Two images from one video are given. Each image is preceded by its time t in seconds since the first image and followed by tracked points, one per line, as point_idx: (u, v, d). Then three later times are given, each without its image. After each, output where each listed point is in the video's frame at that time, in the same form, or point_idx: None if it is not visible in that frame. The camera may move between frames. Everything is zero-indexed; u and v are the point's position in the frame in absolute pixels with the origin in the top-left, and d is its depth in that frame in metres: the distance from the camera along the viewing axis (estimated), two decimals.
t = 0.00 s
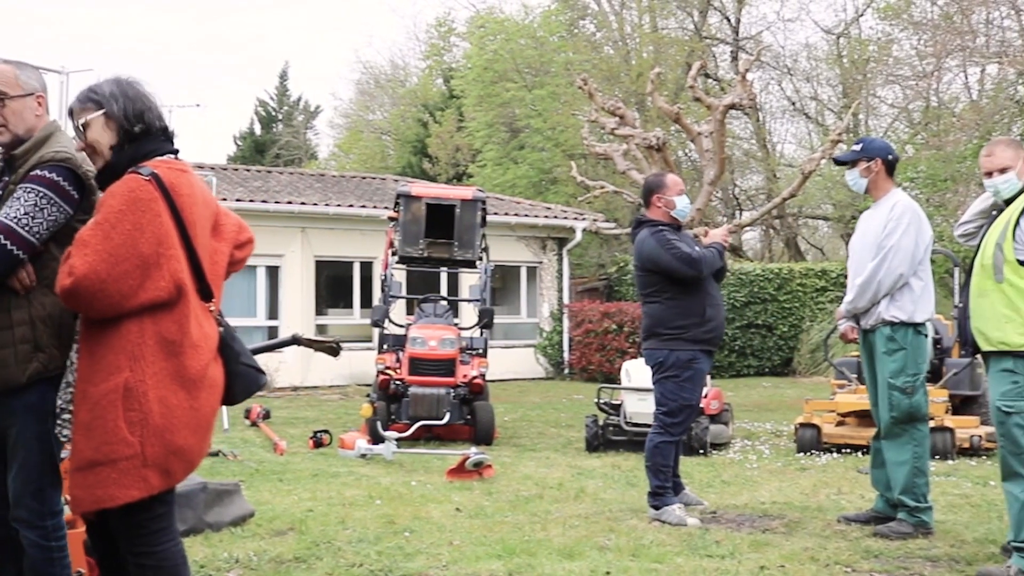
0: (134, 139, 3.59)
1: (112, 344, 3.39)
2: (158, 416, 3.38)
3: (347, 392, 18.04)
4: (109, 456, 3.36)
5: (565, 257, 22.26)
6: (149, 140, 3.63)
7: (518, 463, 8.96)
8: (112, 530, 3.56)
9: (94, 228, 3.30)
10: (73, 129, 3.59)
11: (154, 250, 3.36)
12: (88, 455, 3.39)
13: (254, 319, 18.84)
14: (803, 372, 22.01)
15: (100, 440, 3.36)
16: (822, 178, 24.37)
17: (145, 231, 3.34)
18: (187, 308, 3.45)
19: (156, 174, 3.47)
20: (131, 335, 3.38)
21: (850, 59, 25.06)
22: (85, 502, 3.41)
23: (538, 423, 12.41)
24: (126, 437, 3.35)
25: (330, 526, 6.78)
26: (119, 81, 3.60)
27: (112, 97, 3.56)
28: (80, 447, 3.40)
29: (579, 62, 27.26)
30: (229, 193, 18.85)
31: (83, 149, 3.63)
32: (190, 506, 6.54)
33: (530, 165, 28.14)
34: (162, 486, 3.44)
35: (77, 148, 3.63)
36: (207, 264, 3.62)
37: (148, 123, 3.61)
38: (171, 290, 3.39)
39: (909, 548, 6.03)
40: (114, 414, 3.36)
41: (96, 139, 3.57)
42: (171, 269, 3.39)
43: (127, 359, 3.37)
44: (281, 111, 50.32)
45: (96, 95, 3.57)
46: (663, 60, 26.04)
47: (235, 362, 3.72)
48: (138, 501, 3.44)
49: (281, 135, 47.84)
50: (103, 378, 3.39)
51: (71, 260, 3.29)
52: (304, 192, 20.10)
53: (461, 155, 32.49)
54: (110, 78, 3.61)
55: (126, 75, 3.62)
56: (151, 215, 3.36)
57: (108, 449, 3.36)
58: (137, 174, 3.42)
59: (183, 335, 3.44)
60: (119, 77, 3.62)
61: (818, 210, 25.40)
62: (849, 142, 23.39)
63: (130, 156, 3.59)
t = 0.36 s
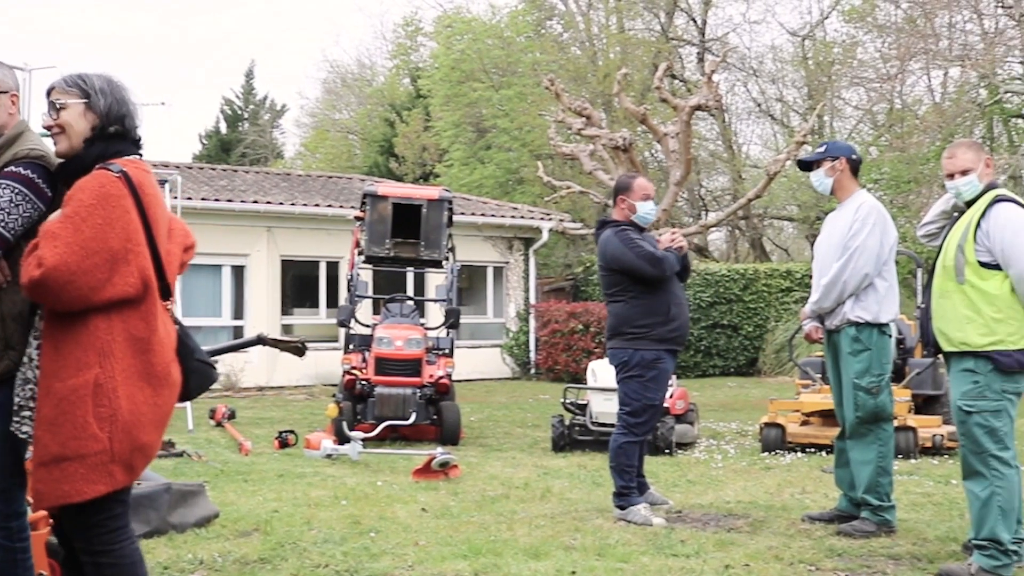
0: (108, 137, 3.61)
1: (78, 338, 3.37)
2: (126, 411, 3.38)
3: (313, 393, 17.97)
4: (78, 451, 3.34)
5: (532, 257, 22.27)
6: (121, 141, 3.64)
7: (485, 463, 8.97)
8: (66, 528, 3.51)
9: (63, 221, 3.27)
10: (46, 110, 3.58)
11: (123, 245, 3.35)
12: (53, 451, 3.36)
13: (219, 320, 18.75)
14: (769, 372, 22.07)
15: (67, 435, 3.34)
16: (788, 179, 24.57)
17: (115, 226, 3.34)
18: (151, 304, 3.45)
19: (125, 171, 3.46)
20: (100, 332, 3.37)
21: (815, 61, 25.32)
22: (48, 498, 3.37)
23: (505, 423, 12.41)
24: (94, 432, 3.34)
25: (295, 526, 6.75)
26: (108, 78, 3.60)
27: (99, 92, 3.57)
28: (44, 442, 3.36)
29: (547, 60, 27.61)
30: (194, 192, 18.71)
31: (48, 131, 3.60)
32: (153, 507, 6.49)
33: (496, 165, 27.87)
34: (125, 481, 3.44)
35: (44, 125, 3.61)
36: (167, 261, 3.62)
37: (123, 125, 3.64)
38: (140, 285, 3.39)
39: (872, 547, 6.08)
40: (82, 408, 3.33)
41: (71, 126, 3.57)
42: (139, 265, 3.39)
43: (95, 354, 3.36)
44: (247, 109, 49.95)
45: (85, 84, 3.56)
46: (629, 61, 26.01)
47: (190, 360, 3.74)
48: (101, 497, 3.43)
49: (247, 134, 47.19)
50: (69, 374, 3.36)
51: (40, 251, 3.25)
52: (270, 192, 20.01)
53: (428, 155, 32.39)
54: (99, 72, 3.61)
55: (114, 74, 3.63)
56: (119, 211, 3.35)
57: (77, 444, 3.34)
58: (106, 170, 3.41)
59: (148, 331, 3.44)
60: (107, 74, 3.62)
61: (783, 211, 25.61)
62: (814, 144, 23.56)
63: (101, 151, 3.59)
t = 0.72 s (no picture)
0: (67, 138, 3.57)
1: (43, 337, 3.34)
2: (93, 410, 3.37)
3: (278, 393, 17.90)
4: (45, 450, 3.32)
5: (499, 257, 22.26)
6: (81, 145, 3.61)
7: (452, 462, 8.96)
8: (21, 528, 3.47)
9: (29, 220, 3.24)
10: (6, 103, 3.52)
11: (90, 244, 3.33)
12: (19, 449, 3.33)
13: (184, 319, 18.63)
14: (734, 372, 22.26)
15: (35, 434, 3.31)
16: (754, 180, 24.70)
17: (82, 225, 3.31)
18: (116, 302, 3.45)
19: (89, 172, 3.44)
20: (67, 331, 3.35)
21: (781, 63, 25.50)
22: (14, 497, 3.35)
23: (472, 423, 12.41)
24: (63, 431, 3.33)
25: (261, 527, 6.73)
26: (73, 80, 3.57)
27: (62, 93, 3.53)
28: (9, 441, 3.33)
29: (514, 60, 27.58)
30: (159, 191, 18.58)
31: (8, 126, 3.54)
32: (118, 508, 6.43)
33: (463, 165, 27.85)
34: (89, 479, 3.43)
35: (3, 121, 3.55)
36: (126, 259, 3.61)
37: (83, 128, 3.61)
38: (105, 284, 3.37)
39: (836, 545, 6.13)
40: (51, 407, 3.32)
41: (30, 123, 3.52)
42: (104, 263, 3.37)
43: (63, 354, 3.34)
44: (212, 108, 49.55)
45: (48, 83, 3.52)
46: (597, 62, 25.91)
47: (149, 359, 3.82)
48: (65, 495, 3.41)
49: (213, 132, 46.83)
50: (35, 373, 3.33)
51: (7, 249, 3.21)
52: (236, 191, 19.91)
53: (395, 155, 32.27)
54: (64, 73, 3.57)
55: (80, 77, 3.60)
56: (84, 210, 3.33)
57: (45, 443, 3.32)
58: (71, 170, 3.39)
59: (114, 330, 3.44)
60: (73, 76, 3.59)
61: (749, 212, 25.78)
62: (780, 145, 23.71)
63: (61, 152, 3.55)
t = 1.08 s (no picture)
0: (27, 139, 3.54)
1: (7, 338, 3.31)
2: (59, 409, 3.36)
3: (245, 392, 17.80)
4: (12, 451, 3.31)
5: (466, 257, 22.25)
6: (42, 146, 3.57)
7: (418, 462, 8.95)
8: None
9: None
10: None
11: (53, 244, 3.30)
12: None
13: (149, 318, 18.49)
14: (701, 371, 22.32)
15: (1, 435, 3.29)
16: (720, 180, 24.81)
17: (45, 225, 3.28)
18: (81, 303, 3.43)
19: (51, 173, 3.41)
20: (33, 332, 3.32)
21: (748, 64, 25.65)
22: None
23: (439, 423, 12.40)
24: (30, 431, 3.31)
25: (226, 527, 6.70)
26: (34, 81, 3.54)
27: (22, 94, 3.50)
28: None
29: (482, 60, 27.45)
30: (124, 189, 18.42)
31: None
32: (81, 509, 6.39)
33: (431, 164, 27.76)
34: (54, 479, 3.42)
35: None
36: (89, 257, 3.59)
37: (44, 129, 3.57)
38: (69, 284, 3.35)
39: (801, 543, 6.17)
40: (17, 408, 3.29)
41: None
42: (67, 263, 3.35)
43: (28, 355, 3.32)
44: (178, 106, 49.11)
45: (9, 84, 3.49)
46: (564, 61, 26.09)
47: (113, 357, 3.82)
48: (30, 496, 3.40)
49: (179, 130, 46.41)
50: None
51: None
52: (202, 189, 19.78)
53: (363, 154, 32.12)
54: (25, 74, 3.54)
55: (41, 78, 3.57)
56: (47, 211, 3.30)
57: (11, 444, 3.30)
58: (33, 171, 3.36)
59: (79, 330, 3.42)
60: (34, 76, 3.56)
61: (716, 212, 25.91)
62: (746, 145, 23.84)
63: (22, 154, 3.52)
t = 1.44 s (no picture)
0: None
1: None
2: (18, 409, 3.34)
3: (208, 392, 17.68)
4: None
5: (430, 256, 22.22)
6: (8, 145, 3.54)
7: (382, 462, 8.93)
8: None
9: None
10: None
11: (17, 244, 3.28)
12: None
13: (111, 318, 18.35)
14: (664, 371, 22.43)
15: None
16: (685, 180, 24.92)
17: (9, 224, 3.27)
18: (44, 304, 3.40)
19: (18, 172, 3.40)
20: None
21: (712, 65, 25.81)
22: None
23: (403, 423, 12.38)
24: None
25: (188, 528, 6.66)
26: None
27: None
28: None
29: (447, 60, 27.68)
30: (85, 187, 18.24)
31: None
32: (42, 509, 6.32)
33: (396, 163, 27.64)
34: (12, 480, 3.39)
35: None
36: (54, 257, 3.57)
37: (10, 128, 3.54)
38: (33, 283, 3.33)
39: (763, 542, 6.22)
40: None
41: None
42: (32, 263, 3.33)
43: None
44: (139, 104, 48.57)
45: None
46: (529, 61, 26.25)
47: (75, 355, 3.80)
48: None
49: (141, 128, 45.93)
50: None
51: None
52: (164, 188, 19.64)
53: (327, 153, 31.96)
54: None
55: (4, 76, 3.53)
56: (10, 210, 3.29)
57: None
58: None
59: (41, 331, 3.40)
60: None
61: (680, 212, 26.02)
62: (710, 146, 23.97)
63: None
